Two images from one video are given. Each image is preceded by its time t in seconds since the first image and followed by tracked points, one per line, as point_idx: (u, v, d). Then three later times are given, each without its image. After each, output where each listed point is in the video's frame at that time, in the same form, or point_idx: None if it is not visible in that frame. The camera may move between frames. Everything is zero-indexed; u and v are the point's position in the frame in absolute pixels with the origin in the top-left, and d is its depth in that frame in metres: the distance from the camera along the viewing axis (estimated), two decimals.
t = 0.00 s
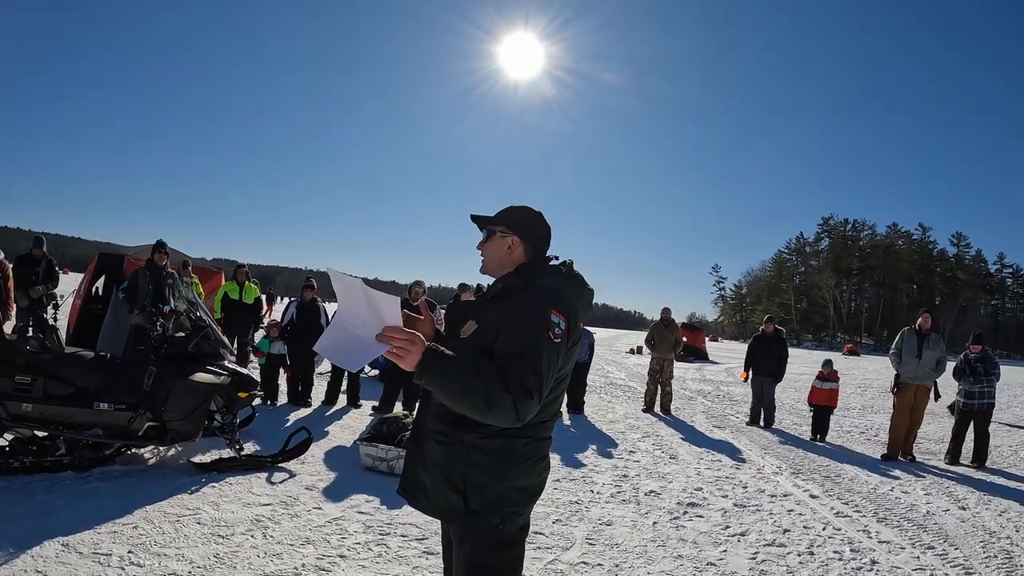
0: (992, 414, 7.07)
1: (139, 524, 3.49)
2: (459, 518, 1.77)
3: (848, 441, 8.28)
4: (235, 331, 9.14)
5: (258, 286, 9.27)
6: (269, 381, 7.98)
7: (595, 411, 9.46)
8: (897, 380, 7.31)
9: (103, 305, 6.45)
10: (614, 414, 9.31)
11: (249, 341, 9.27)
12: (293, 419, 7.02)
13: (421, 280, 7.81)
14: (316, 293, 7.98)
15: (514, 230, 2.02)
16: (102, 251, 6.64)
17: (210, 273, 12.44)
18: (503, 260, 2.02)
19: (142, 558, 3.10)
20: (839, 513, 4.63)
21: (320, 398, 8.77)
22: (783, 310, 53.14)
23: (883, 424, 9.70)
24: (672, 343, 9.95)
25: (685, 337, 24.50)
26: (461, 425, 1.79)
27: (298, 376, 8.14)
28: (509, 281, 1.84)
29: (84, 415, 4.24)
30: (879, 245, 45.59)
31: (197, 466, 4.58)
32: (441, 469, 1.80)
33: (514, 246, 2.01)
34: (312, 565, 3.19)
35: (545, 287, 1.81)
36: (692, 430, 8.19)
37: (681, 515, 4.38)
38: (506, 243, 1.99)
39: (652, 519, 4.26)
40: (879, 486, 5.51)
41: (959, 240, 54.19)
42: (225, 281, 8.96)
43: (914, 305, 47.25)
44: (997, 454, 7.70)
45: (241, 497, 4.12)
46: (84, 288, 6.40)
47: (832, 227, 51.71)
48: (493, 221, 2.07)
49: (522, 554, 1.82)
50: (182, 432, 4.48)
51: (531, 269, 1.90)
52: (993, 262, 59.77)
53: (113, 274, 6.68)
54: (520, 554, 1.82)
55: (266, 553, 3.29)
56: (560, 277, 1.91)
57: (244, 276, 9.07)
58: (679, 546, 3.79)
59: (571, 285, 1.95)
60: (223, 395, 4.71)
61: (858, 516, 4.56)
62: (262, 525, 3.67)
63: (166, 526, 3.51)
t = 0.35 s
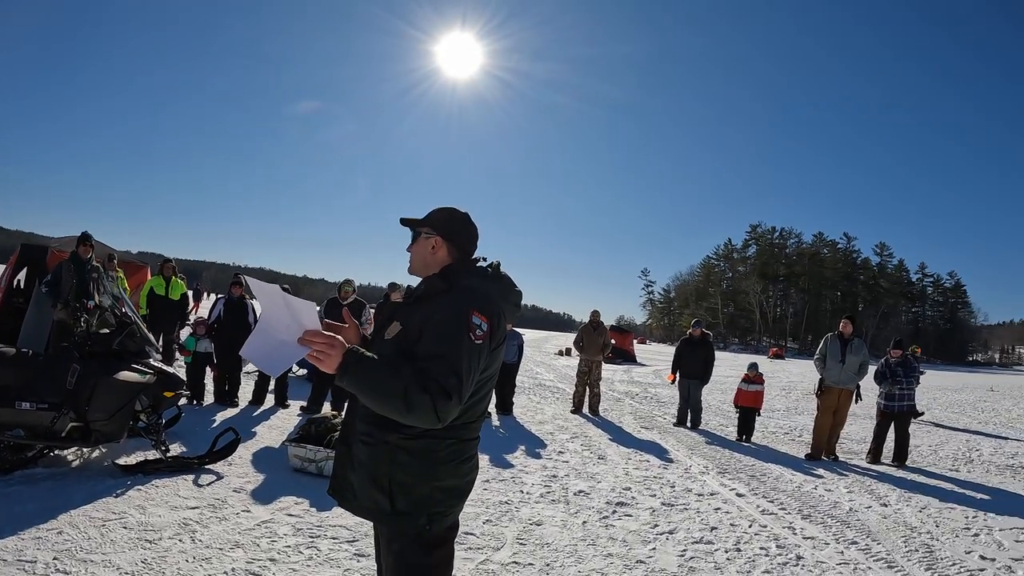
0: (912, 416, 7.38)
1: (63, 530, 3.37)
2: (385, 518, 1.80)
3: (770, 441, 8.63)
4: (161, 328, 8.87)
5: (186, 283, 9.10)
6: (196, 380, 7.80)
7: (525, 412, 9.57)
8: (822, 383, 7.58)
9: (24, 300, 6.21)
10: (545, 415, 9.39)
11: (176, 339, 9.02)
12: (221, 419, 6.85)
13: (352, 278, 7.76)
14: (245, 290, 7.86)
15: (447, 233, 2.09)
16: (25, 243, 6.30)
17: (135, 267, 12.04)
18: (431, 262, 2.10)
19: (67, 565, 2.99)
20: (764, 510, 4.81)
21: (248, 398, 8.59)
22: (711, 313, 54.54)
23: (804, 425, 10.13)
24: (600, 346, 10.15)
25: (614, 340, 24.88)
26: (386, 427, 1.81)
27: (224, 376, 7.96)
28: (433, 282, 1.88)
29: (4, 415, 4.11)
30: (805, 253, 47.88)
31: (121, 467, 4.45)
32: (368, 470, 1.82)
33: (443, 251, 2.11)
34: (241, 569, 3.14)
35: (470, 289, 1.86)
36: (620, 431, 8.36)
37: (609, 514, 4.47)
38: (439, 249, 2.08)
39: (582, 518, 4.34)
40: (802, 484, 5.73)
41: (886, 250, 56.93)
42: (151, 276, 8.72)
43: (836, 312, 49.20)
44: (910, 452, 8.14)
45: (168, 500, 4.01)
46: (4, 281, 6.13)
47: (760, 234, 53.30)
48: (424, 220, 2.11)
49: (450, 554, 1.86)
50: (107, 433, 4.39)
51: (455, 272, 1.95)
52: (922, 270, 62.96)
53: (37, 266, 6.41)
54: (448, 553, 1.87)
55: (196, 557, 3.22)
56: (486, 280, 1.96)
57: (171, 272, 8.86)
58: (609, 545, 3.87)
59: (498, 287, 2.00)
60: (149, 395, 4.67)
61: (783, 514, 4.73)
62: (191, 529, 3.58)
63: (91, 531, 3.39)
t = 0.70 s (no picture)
0: (903, 416, 7.49)
1: (58, 529, 3.36)
2: (376, 514, 1.82)
3: (762, 441, 8.68)
4: (153, 327, 8.85)
5: (178, 281, 9.10)
6: (188, 379, 7.79)
7: (518, 412, 9.58)
8: (814, 385, 7.62)
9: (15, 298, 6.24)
10: (537, 415, 9.40)
11: (168, 338, 9.00)
12: (214, 419, 6.83)
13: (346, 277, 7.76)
14: (238, 288, 7.85)
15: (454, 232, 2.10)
16: (18, 241, 6.35)
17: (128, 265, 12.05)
18: (432, 260, 2.11)
19: (62, 564, 2.99)
20: (756, 509, 4.83)
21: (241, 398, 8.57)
22: (703, 314, 54.73)
23: (795, 425, 10.17)
24: (593, 346, 10.17)
25: (606, 340, 24.94)
26: (377, 424, 1.83)
27: (217, 375, 7.95)
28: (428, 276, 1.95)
29: None
30: (796, 254, 48.18)
31: (114, 467, 4.44)
32: (359, 466, 1.84)
33: (446, 249, 2.12)
34: (236, 569, 3.14)
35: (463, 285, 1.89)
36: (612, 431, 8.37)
37: (603, 513, 4.48)
38: (443, 248, 2.08)
39: (576, 517, 4.35)
40: (793, 484, 5.75)
41: (879, 251, 57.27)
42: (144, 274, 8.70)
43: (828, 313, 49.47)
44: (901, 452, 8.19)
45: (163, 500, 4.01)
46: None
47: (750, 236, 53.45)
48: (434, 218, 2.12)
49: (443, 552, 1.88)
50: (101, 432, 4.40)
51: (454, 270, 2.00)
52: (914, 272, 63.27)
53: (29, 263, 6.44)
54: (440, 551, 1.88)
55: (191, 557, 3.22)
56: (485, 281, 1.97)
57: (164, 271, 8.85)
58: (603, 544, 3.88)
59: (496, 288, 2.01)
60: (143, 393, 4.72)
61: (775, 513, 4.75)
62: (186, 528, 3.58)
63: (85, 531, 3.38)
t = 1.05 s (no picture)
0: (908, 416, 7.44)
1: (68, 529, 3.37)
2: (387, 511, 1.85)
3: (768, 440, 8.66)
4: (159, 327, 8.88)
5: (184, 282, 9.11)
6: (194, 378, 7.80)
7: (524, 412, 9.57)
8: (820, 384, 7.62)
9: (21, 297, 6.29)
10: (543, 415, 9.39)
11: (175, 338, 9.02)
12: (221, 418, 6.86)
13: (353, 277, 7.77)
14: (244, 288, 7.86)
15: (454, 228, 2.09)
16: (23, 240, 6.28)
17: (134, 265, 12.10)
18: (441, 261, 2.11)
19: (73, 564, 3.00)
20: (763, 508, 4.83)
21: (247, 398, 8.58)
22: (707, 314, 54.66)
23: (801, 425, 10.15)
24: (598, 345, 10.17)
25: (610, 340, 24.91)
26: (388, 421, 1.88)
27: (223, 374, 7.95)
28: (440, 272, 2.03)
29: (6, 414, 4.07)
30: (800, 254, 48.09)
31: (123, 467, 4.46)
32: (370, 463, 1.89)
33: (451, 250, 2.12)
34: (248, 568, 3.15)
35: (466, 279, 1.92)
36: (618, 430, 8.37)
37: (611, 512, 4.49)
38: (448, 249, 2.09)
39: (584, 516, 4.35)
40: (800, 483, 5.74)
41: (882, 250, 57.19)
42: (150, 274, 8.73)
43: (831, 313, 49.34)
44: (908, 452, 8.16)
45: (172, 499, 4.02)
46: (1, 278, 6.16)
47: (754, 235, 53.36)
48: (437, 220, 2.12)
49: (457, 551, 1.88)
50: (109, 431, 4.42)
51: (463, 264, 2.03)
52: (919, 272, 63.13)
53: (35, 263, 6.39)
54: (454, 550, 1.89)
55: (201, 556, 3.23)
56: (494, 275, 1.97)
57: (170, 271, 8.87)
58: (612, 543, 3.88)
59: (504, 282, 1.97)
60: (152, 393, 4.72)
61: (782, 512, 4.75)
62: (196, 528, 3.59)
63: (95, 531, 3.40)
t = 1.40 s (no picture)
0: (912, 416, 7.39)
1: (72, 530, 3.38)
2: (389, 512, 1.86)
3: (771, 440, 8.66)
4: (163, 327, 8.89)
5: (188, 282, 9.13)
6: (198, 378, 7.81)
7: (527, 412, 9.56)
8: (823, 384, 7.56)
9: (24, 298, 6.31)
10: (546, 415, 9.38)
11: (178, 338, 9.04)
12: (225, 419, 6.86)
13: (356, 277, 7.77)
14: (247, 288, 7.87)
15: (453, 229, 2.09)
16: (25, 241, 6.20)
17: (136, 265, 12.12)
18: (443, 262, 2.12)
19: (77, 564, 3.01)
20: (766, 508, 4.82)
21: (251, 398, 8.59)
22: (710, 314, 54.55)
23: (805, 425, 10.13)
24: (601, 346, 10.16)
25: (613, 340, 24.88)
26: (389, 422, 1.88)
27: (228, 374, 7.94)
28: (441, 272, 2.03)
29: (11, 414, 4.08)
30: (803, 254, 48.02)
31: (127, 467, 4.46)
32: (372, 464, 1.90)
33: (453, 252, 2.12)
34: (252, 568, 3.16)
35: (466, 278, 1.92)
36: (621, 430, 8.36)
37: (614, 512, 4.49)
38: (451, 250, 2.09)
39: (587, 516, 4.35)
40: (803, 483, 5.73)
41: (884, 250, 57.10)
42: (153, 274, 8.75)
43: (833, 312, 49.29)
44: (911, 452, 8.15)
45: (176, 500, 4.03)
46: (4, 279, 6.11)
47: (756, 235, 53.28)
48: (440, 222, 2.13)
49: (459, 553, 1.88)
50: (113, 432, 4.42)
51: (464, 263, 2.02)
52: (922, 271, 63.03)
53: (38, 264, 6.32)
54: (455, 552, 1.88)
55: (206, 557, 3.23)
56: (495, 274, 1.97)
57: (174, 271, 8.89)
58: (615, 542, 3.88)
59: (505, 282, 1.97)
60: (156, 393, 4.73)
61: (785, 511, 4.75)
62: (200, 528, 3.60)
63: (100, 532, 3.40)
